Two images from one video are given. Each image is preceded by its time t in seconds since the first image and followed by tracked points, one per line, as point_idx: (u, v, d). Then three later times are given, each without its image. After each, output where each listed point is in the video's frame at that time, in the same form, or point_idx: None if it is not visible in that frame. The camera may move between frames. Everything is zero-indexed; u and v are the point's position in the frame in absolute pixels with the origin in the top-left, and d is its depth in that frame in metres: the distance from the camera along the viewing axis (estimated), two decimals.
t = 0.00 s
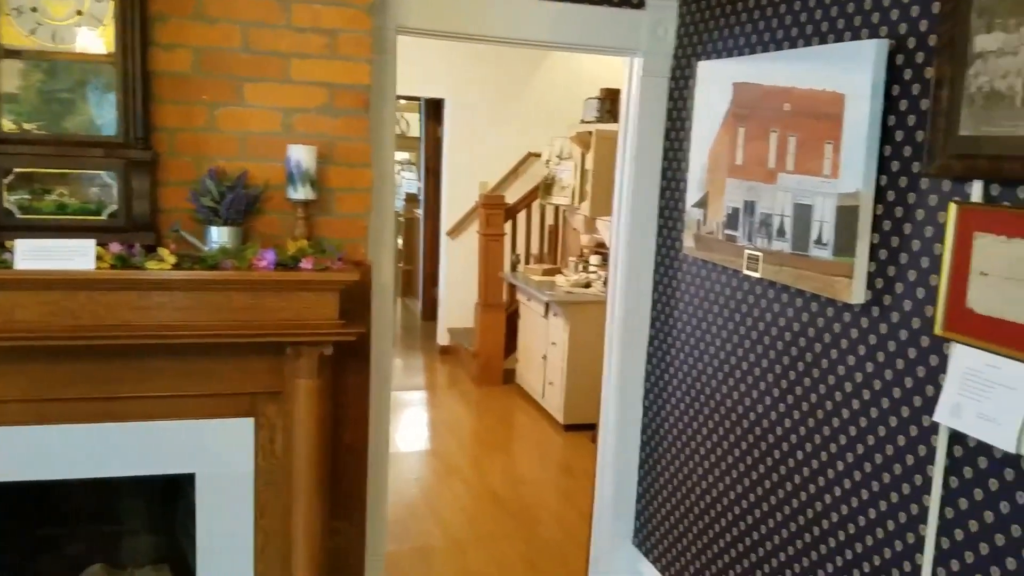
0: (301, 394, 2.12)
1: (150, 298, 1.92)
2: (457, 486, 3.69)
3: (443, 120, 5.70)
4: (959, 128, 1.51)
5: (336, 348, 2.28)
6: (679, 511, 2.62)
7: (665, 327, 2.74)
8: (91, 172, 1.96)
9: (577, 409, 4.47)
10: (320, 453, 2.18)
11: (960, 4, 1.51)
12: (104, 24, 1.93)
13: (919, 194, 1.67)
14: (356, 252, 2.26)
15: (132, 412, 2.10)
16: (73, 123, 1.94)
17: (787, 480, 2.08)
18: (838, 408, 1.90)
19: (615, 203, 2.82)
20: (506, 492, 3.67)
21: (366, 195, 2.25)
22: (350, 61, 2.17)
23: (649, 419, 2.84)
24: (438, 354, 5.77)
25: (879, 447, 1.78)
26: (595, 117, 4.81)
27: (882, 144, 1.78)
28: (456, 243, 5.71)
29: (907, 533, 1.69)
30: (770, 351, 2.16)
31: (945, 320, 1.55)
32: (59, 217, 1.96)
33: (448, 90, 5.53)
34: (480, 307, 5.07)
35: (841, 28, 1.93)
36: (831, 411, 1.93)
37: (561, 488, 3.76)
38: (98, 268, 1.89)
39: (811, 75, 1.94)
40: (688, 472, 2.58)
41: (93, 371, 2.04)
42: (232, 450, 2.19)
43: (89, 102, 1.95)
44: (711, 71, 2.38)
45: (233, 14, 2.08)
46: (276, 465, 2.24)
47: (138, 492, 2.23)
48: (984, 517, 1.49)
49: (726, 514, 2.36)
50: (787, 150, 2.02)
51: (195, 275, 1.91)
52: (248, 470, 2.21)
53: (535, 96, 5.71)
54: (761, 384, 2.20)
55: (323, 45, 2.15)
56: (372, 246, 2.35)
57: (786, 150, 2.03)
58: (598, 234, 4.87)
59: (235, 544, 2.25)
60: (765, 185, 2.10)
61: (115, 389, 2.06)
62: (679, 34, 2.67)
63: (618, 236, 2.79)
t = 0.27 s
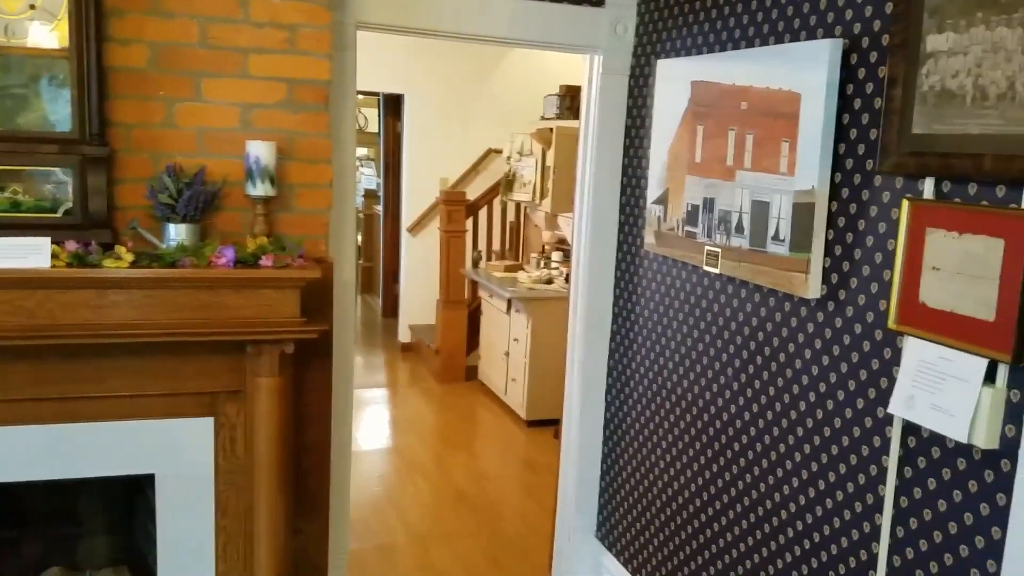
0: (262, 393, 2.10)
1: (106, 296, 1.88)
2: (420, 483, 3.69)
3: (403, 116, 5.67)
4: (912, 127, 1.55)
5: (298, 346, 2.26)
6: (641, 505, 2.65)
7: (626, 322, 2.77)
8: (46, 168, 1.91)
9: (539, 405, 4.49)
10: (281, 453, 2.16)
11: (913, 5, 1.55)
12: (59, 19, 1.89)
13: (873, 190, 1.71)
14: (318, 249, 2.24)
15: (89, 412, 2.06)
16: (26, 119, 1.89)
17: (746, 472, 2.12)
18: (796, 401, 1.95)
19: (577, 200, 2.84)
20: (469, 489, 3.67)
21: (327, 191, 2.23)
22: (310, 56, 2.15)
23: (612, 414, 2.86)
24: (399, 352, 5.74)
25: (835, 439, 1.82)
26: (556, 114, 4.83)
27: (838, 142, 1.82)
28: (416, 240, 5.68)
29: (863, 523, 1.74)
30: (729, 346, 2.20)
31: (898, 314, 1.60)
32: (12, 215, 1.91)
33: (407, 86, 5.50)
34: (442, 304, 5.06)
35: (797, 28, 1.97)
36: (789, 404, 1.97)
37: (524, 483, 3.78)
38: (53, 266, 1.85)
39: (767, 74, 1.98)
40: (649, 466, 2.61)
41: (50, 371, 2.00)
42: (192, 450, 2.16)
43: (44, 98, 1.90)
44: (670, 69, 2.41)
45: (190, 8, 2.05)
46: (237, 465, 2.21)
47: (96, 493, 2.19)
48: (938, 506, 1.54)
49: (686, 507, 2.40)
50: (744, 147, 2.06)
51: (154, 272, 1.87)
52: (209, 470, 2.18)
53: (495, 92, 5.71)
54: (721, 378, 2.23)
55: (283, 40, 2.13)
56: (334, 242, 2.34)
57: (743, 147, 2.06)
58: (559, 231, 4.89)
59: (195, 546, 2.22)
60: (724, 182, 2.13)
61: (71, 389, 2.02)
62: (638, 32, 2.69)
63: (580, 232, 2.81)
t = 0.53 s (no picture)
0: (233, 392, 2.08)
1: (74, 295, 1.85)
2: (392, 482, 3.67)
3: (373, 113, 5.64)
4: (881, 125, 1.57)
5: (269, 345, 2.24)
6: (614, 500, 2.67)
7: (599, 319, 2.78)
8: (11, 165, 1.87)
9: (512, 402, 4.49)
10: (253, 452, 2.14)
11: (882, 4, 1.58)
12: (24, 13, 1.85)
13: (842, 188, 1.74)
14: (289, 247, 2.22)
15: (57, 413, 2.03)
16: None
17: (718, 466, 2.14)
18: (767, 396, 1.97)
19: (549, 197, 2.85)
20: (442, 487, 3.66)
21: (299, 188, 2.21)
22: (280, 52, 2.13)
23: (585, 410, 2.88)
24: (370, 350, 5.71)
25: (806, 433, 1.84)
26: (527, 112, 4.83)
27: (807, 140, 1.84)
28: (387, 238, 5.65)
29: (833, 515, 1.76)
30: (702, 342, 2.22)
31: (867, 310, 1.62)
32: None
33: (377, 83, 5.47)
34: (413, 302, 5.05)
35: (767, 27, 1.99)
36: (760, 399, 2.00)
37: (497, 481, 3.78)
38: (19, 264, 1.81)
39: (738, 72, 2.00)
40: (623, 462, 2.62)
41: (17, 372, 1.97)
42: (162, 450, 2.13)
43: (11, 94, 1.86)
44: (642, 67, 2.43)
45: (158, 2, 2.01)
46: (208, 465, 2.19)
47: (64, 495, 2.15)
48: (907, 498, 1.57)
49: (659, 502, 2.42)
50: (716, 145, 2.08)
51: (122, 271, 1.84)
52: (179, 470, 2.15)
53: (466, 89, 5.70)
54: (693, 374, 2.25)
55: (253, 36, 2.10)
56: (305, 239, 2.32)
57: (714, 145, 2.08)
58: (530, 228, 4.90)
59: (166, 548, 2.19)
60: (695, 180, 2.15)
61: (39, 390, 1.99)
62: (610, 31, 2.70)
63: (553, 230, 2.82)
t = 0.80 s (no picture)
0: (216, 392, 2.06)
1: (54, 295, 1.83)
2: (375, 482, 3.66)
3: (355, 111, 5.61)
4: (863, 124, 1.59)
5: (252, 345, 2.23)
6: (599, 499, 2.68)
7: (583, 318, 2.78)
8: None
9: (495, 402, 4.49)
10: (236, 453, 2.12)
11: (864, 5, 1.59)
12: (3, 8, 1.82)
13: (825, 186, 1.75)
14: (272, 246, 2.21)
15: (37, 414, 2.01)
16: None
17: (702, 464, 2.15)
18: (751, 393, 1.98)
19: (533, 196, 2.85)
20: (426, 486, 3.66)
21: (282, 187, 2.20)
22: (263, 51, 2.12)
23: (569, 409, 2.88)
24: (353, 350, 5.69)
25: (790, 430, 1.86)
26: (509, 111, 4.83)
27: (790, 139, 1.85)
28: (368, 237, 5.64)
29: (816, 512, 1.78)
30: (686, 340, 2.23)
31: (850, 308, 1.64)
32: None
33: (359, 81, 5.45)
34: (395, 301, 5.04)
35: (750, 27, 2.00)
36: (744, 397, 2.01)
37: (481, 480, 3.78)
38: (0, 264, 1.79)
39: (721, 72, 2.01)
40: (607, 460, 2.63)
41: None
42: (144, 452, 2.11)
43: None
44: (625, 67, 2.43)
45: None
46: (191, 466, 2.17)
47: (45, 497, 2.13)
48: (889, 494, 1.58)
49: (644, 500, 2.43)
50: (699, 144, 2.09)
51: (103, 270, 1.82)
52: (162, 471, 2.13)
53: (448, 88, 5.69)
54: (677, 372, 2.26)
55: (235, 34, 2.09)
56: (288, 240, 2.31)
57: (698, 144, 2.09)
58: (513, 228, 4.90)
59: (148, 550, 2.17)
60: (679, 178, 2.16)
61: (19, 391, 1.97)
62: (593, 30, 2.71)
63: (537, 229, 2.82)
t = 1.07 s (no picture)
0: (199, 393, 2.05)
1: (34, 296, 1.81)
2: (359, 482, 3.64)
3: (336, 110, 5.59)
4: (845, 124, 1.60)
5: (234, 345, 2.21)
6: (584, 497, 2.68)
7: (568, 317, 2.79)
8: None
9: (479, 401, 4.49)
10: (220, 453, 2.11)
11: (845, 5, 1.61)
12: None
13: (807, 186, 1.76)
14: (255, 246, 2.20)
15: (18, 416, 1.99)
16: None
17: (686, 462, 2.16)
18: (734, 392, 1.99)
19: (517, 196, 2.85)
20: (410, 486, 3.65)
21: (264, 187, 2.19)
22: (245, 49, 2.10)
23: (554, 408, 2.88)
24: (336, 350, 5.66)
25: (773, 428, 1.87)
26: (492, 111, 4.82)
27: (773, 139, 1.86)
28: (351, 237, 5.61)
29: (800, 509, 1.79)
30: (670, 339, 2.24)
31: (833, 306, 1.65)
32: None
33: (341, 80, 5.42)
34: (378, 300, 5.02)
35: (733, 27, 2.01)
36: (728, 395, 2.02)
37: (465, 480, 3.77)
38: None
39: (704, 72, 2.02)
40: (592, 459, 2.64)
41: None
42: (127, 453, 2.09)
43: None
44: (609, 66, 2.44)
45: None
46: (173, 468, 2.15)
47: (25, 500, 2.10)
48: (872, 490, 1.60)
49: (629, 499, 2.43)
50: (682, 143, 2.09)
51: (84, 271, 1.81)
52: (144, 473, 2.11)
53: (430, 87, 5.67)
54: (661, 371, 2.27)
55: (217, 32, 2.07)
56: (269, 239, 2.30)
57: (681, 143, 2.10)
58: (496, 227, 4.90)
59: (131, 553, 2.15)
60: (662, 178, 2.17)
61: None
62: (576, 29, 2.71)
63: (521, 228, 2.82)
